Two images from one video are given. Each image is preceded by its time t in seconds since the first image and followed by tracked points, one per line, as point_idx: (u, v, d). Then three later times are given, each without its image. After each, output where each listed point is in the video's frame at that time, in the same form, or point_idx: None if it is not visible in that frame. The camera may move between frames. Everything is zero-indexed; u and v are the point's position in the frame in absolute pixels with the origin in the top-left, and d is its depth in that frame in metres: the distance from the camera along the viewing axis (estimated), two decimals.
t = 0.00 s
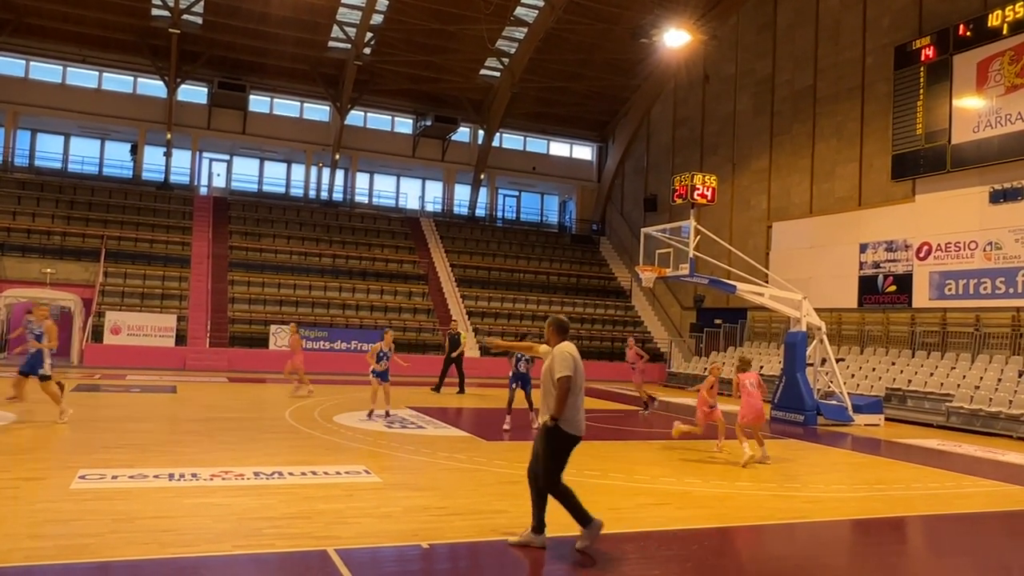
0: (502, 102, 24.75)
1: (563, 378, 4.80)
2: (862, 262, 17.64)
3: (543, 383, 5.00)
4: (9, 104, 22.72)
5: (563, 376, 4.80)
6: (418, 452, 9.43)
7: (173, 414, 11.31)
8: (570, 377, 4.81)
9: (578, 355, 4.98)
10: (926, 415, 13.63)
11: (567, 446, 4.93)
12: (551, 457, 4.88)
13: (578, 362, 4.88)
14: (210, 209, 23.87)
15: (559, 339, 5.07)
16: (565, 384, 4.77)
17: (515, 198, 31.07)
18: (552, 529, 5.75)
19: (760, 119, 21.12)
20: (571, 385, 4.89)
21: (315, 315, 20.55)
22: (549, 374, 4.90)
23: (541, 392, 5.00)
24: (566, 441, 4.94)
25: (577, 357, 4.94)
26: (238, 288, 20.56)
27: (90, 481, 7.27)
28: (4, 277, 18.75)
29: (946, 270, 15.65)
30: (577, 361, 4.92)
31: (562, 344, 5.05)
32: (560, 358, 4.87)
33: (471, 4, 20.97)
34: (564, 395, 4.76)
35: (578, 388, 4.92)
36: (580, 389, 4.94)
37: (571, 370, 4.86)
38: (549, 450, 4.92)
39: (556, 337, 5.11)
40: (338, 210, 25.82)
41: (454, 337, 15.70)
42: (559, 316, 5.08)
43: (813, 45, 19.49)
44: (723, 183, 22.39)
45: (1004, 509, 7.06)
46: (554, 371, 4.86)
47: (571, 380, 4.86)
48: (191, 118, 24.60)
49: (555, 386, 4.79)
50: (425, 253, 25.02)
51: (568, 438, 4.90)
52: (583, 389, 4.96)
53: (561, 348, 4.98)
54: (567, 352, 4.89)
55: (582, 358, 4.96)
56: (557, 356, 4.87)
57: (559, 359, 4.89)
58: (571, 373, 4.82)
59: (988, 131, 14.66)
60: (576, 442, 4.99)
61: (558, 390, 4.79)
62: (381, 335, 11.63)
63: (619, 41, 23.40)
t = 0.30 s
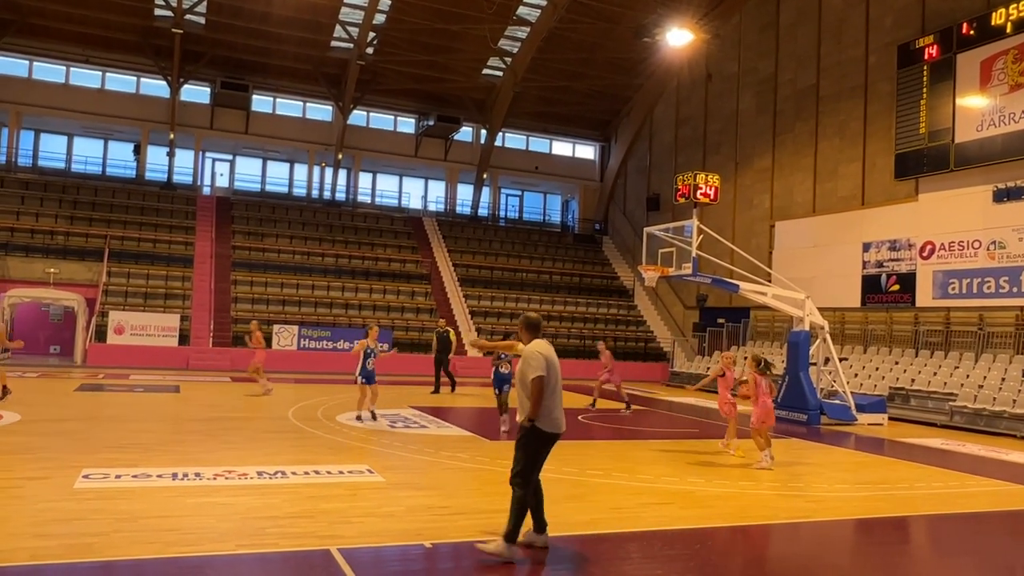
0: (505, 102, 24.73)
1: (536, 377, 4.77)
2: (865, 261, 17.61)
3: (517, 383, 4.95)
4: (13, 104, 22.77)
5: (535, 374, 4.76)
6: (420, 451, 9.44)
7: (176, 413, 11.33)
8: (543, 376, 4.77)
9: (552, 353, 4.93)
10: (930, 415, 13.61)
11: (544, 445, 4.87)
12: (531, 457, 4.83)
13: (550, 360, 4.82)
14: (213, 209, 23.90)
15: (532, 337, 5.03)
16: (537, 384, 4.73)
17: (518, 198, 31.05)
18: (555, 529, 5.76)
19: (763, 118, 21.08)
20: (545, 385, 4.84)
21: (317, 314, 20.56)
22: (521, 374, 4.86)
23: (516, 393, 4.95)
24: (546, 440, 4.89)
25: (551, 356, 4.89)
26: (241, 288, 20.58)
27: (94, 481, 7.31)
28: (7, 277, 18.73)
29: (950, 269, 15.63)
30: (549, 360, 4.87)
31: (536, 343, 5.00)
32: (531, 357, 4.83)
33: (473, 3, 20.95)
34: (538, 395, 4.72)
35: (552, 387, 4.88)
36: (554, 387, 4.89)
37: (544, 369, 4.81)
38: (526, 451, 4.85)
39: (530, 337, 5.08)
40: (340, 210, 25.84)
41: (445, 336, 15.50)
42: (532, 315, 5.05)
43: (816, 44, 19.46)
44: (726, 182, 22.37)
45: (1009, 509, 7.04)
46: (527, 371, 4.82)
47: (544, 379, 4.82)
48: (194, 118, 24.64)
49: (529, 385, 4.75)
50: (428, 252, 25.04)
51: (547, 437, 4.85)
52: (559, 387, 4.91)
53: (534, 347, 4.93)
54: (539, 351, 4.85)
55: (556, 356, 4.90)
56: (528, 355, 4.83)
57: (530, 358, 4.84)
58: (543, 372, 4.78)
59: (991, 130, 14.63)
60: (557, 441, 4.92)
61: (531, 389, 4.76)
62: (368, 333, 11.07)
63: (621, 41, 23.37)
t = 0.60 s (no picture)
0: (512, 102, 24.73)
1: (504, 376, 4.75)
2: (873, 260, 17.54)
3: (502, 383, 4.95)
4: (22, 106, 22.90)
5: (505, 372, 4.73)
6: (427, 451, 9.45)
7: (185, 413, 11.40)
8: (512, 374, 4.73)
9: (527, 350, 4.86)
10: (939, 415, 13.54)
11: (527, 444, 4.78)
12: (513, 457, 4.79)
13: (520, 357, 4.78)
14: (220, 209, 23.98)
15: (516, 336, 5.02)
16: (504, 382, 4.70)
17: (525, 198, 31.06)
18: (563, 529, 5.77)
19: (770, 118, 21.01)
20: (520, 383, 4.80)
21: (325, 315, 20.60)
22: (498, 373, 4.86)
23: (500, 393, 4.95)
24: (530, 439, 4.81)
25: (524, 354, 4.83)
26: (249, 289, 20.65)
27: (102, 481, 7.39)
28: (17, 278, 18.67)
29: (959, 268, 15.55)
30: (522, 357, 4.82)
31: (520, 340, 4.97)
32: (505, 355, 4.81)
33: (479, 4, 20.95)
34: (505, 394, 4.70)
35: (528, 385, 4.81)
36: (530, 385, 4.81)
37: (515, 367, 4.77)
38: (511, 452, 4.78)
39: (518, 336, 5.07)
40: (347, 210, 25.88)
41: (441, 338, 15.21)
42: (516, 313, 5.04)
43: (823, 43, 19.38)
44: (733, 182, 22.31)
45: (1020, 510, 7.00)
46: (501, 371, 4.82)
47: (515, 377, 4.78)
48: (202, 120, 24.74)
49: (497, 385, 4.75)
50: (435, 253, 25.07)
51: (528, 435, 4.77)
52: (538, 384, 4.82)
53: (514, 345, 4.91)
54: (512, 349, 4.82)
55: (532, 353, 4.84)
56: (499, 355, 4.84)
57: (505, 357, 4.82)
58: (511, 370, 4.74)
59: (1001, 129, 14.54)
60: (543, 438, 4.82)
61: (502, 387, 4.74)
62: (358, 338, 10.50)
63: (628, 41, 23.33)
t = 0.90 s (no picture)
0: (525, 102, 24.70)
1: (512, 374, 4.76)
2: (890, 259, 17.40)
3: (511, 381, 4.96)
4: (40, 109, 23.12)
5: (514, 370, 4.74)
6: (442, 451, 9.48)
7: (201, 414, 11.49)
8: (521, 372, 4.74)
9: (537, 349, 4.86)
10: (957, 415, 13.42)
11: (533, 444, 4.78)
12: (519, 456, 4.79)
13: (530, 356, 4.79)
14: (236, 211, 24.12)
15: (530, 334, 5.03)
16: (513, 379, 4.71)
17: (538, 198, 31.01)
18: (578, 529, 5.77)
19: (786, 116, 20.85)
20: (528, 381, 4.81)
21: (340, 316, 20.67)
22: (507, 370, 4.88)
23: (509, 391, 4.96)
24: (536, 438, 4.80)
25: (534, 353, 4.84)
26: (264, 290, 20.77)
27: (119, 481, 7.64)
28: (35, 280, 18.85)
29: (977, 267, 15.40)
30: (531, 356, 4.82)
31: (531, 339, 4.98)
32: (515, 353, 4.83)
33: (492, 4, 20.95)
34: (512, 392, 4.71)
35: (537, 384, 4.81)
36: (538, 385, 4.81)
37: (523, 365, 4.77)
38: (518, 452, 4.78)
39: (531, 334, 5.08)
40: (362, 211, 25.95)
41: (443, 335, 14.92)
42: (527, 312, 5.05)
43: (838, 41, 19.26)
44: (748, 181, 22.19)
45: None
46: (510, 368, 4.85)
47: (524, 375, 4.79)
48: (217, 122, 24.89)
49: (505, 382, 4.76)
50: (449, 253, 25.09)
51: (533, 435, 4.77)
52: (547, 384, 4.82)
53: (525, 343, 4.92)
54: (522, 347, 4.84)
55: (543, 352, 4.85)
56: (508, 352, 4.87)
57: (515, 355, 4.83)
58: (520, 368, 4.75)
59: (1018, 126, 14.38)
60: (548, 439, 4.80)
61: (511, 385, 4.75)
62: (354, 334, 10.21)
63: (642, 40, 23.24)
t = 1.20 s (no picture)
0: (549, 104, 24.69)
1: (541, 377, 4.68)
2: (921, 258, 17.14)
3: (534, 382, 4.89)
4: (73, 115, 23.53)
5: (543, 374, 4.66)
6: (468, 452, 9.50)
7: (230, 415, 11.64)
8: (549, 375, 4.66)
9: (564, 352, 4.79)
10: (991, 417, 13.19)
11: (557, 448, 4.74)
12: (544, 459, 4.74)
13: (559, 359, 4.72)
14: (263, 214, 24.38)
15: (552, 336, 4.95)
16: (542, 383, 4.63)
17: (563, 199, 31.00)
18: (605, 530, 5.78)
19: (814, 114, 20.64)
20: (554, 385, 4.74)
21: (367, 317, 20.81)
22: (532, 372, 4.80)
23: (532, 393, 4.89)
24: (561, 441, 4.76)
25: (562, 355, 4.77)
26: (291, 292, 20.97)
27: (151, 481, 7.83)
28: (69, 283, 19.20)
29: (1011, 266, 15.12)
30: (559, 359, 4.75)
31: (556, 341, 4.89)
32: (542, 355, 4.75)
33: (516, 6, 20.95)
34: (541, 395, 4.64)
35: (564, 387, 4.75)
36: (566, 388, 4.75)
37: (552, 368, 4.70)
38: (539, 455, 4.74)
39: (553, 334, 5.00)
40: (387, 213, 26.09)
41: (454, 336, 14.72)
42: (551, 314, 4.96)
43: (867, 37, 19.02)
44: (775, 180, 21.99)
45: None
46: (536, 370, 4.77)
47: (552, 378, 4.71)
48: (244, 126, 25.16)
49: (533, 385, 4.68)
50: (474, 255, 25.14)
51: (559, 438, 4.73)
52: (575, 387, 4.76)
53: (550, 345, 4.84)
54: (550, 349, 4.75)
55: (570, 355, 4.78)
56: (535, 354, 4.78)
57: (543, 358, 4.74)
58: (549, 371, 4.67)
59: None
60: (574, 442, 4.76)
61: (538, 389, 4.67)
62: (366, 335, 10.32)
63: (667, 40, 23.07)
